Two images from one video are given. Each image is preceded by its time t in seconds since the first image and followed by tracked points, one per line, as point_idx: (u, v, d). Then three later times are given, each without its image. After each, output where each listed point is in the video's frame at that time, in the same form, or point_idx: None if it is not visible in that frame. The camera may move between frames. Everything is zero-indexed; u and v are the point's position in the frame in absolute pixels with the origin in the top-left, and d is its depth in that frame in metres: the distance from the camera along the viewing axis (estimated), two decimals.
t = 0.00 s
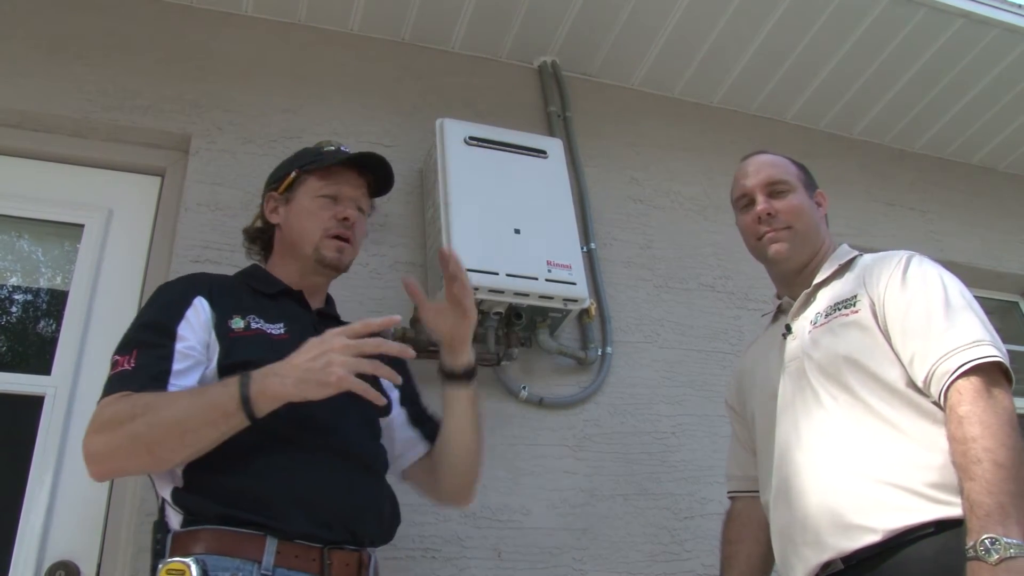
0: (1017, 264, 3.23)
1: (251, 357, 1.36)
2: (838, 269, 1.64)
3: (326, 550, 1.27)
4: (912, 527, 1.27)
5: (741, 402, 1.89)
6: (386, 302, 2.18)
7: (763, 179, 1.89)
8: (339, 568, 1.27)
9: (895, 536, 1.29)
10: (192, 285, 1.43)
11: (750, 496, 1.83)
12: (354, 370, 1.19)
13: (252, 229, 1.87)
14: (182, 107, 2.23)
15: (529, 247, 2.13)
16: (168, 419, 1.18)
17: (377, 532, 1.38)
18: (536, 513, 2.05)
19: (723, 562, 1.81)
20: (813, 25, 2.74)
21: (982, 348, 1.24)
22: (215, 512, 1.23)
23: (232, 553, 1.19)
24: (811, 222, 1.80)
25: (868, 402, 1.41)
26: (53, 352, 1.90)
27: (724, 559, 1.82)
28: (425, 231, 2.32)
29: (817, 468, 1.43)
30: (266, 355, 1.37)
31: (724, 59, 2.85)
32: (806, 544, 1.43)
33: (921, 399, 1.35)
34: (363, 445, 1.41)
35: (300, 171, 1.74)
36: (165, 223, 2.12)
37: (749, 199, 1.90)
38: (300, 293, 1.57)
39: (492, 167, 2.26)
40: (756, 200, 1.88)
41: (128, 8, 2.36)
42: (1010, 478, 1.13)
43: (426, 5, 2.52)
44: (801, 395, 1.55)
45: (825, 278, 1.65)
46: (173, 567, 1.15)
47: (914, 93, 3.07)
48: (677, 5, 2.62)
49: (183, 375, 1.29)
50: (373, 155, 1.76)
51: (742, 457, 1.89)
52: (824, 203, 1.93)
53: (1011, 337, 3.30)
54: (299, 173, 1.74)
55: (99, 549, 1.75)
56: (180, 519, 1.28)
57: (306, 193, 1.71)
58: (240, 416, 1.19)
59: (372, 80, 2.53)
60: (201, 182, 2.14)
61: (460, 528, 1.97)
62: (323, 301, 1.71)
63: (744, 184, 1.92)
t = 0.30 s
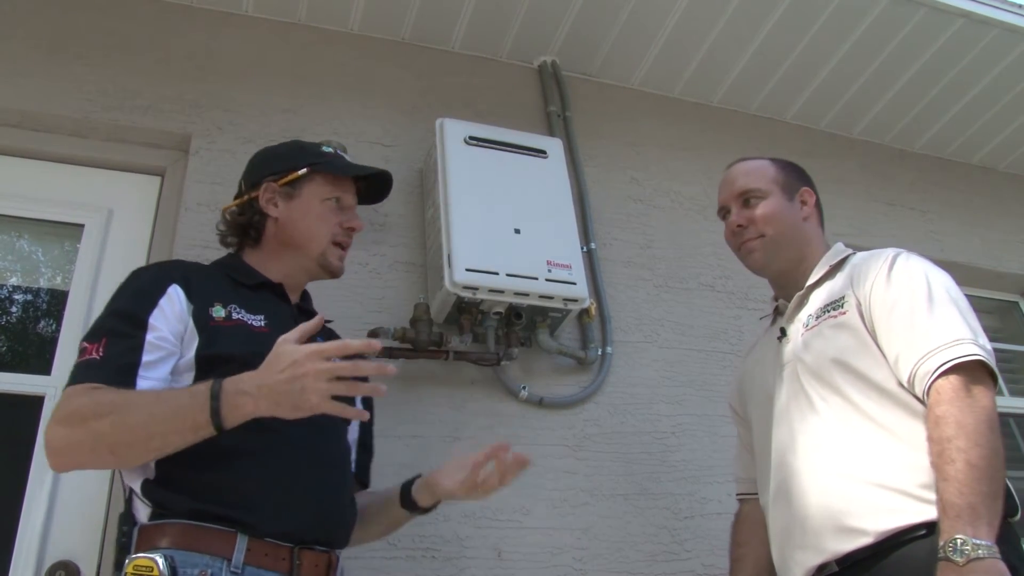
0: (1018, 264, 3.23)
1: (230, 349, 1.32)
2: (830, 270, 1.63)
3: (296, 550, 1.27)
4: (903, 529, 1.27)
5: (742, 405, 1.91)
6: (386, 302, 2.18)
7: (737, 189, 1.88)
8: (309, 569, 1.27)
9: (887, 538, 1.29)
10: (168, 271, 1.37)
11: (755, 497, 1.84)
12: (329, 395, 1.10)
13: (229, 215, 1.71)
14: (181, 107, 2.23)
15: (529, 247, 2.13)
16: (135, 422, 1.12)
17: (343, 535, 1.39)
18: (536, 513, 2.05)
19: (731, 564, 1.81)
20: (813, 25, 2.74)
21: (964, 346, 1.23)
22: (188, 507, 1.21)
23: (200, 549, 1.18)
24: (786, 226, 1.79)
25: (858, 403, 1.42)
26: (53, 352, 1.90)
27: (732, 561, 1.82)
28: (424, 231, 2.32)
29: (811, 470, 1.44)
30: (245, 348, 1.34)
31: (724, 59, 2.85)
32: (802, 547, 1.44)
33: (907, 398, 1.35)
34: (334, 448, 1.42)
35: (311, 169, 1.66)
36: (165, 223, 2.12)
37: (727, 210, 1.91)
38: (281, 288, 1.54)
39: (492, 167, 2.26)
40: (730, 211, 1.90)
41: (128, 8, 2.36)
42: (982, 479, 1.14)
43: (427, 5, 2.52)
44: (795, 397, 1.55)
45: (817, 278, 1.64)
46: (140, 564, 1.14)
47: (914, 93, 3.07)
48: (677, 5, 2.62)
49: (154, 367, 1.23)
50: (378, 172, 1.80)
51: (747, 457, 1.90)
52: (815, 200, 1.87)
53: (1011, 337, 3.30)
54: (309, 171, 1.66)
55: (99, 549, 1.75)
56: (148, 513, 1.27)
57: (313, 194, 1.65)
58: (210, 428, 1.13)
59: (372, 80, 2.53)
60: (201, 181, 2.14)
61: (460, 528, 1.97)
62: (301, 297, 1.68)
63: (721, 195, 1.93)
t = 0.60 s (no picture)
0: (1018, 263, 3.22)
1: (220, 345, 1.32)
2: (825, 269, 1.64)
3: (279, 549, 1.28)
4: (897, 530, 1.27)
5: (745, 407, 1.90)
6: (387, 302, 2.18)
7: (729, 193, 1.89)
8: (288, 569, 1.28)
9: (883, 538, 1.29)
10: (160, 257, 1.34)
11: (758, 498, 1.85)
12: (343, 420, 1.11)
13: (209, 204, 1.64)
14: (181, 107, 2.23)
15: (529, 247, 2.13)
16: (143, 420, 1.10)
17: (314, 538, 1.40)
18: (536, 513, 2.05)
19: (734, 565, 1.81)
20: (813, 25, 2.74)
21: (952, 343, 1.23)
22: (178, 501, 1.20)
23: (191, 545, 1.17)
24: (775, 229, 1.79)
25: (850, 402, 1.42)
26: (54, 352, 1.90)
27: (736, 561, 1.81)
28: (424, 231, 2.32)
29: (806, 471, 1.45)
30: (234, 344, 1.34)
31: (724, 59, 2.85)
32: (798, 549, 1.45)
33: (899, 396, 1.35)
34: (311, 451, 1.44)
35: (300, 170, 1.64)
36: (165, 222, 2.12)
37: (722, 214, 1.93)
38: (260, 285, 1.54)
39: (492, 167, 2.26)
40: (724, 214, 1.91)
41: (128, 8, 2.36)
42: (970, 477, 1.14)
43: (427, 5, 2.52)
44: (791, 397, 1.56)
45: (812, 278, 1.65)
46: (134, 560, 1.14)
47: (914, 92, 3.07)
48: (677, 5, 2.62)
49: (149, 355, 1.20)
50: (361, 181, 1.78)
51: (749, 457, 1.91)
52: (810, 199, 1.85)
53: (1011, 337, 3.30)
54: (297, 172, 1.64)
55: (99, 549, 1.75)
56: (130, 503, 1.24)
57: (299, 194, 1.64)
58: (220, 436, 1.12)
59: (372, 80, 2.53)
60: (201, 181, 2.14)
61: (459, 527, 1.97)
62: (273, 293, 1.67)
63: (717, 198, 1.94)
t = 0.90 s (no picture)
0: (1018, 263, 3.22)
1: (211, 342, 1.31)
2: (824, 267, 1.64)
3: (266, 548, 1.28)
4: (896, 530, 1.27)
5: (744, 407, 1.90)
6: (386, 301, 2.18)
7: (727, 193, 1.89)
8: (276, 568, 1.28)
9: (882, 537, 1.29)
10: (151, 252, 1.33)
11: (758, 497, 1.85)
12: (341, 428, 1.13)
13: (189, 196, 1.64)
14: (181, 107, 2.23)
15: (529, 246, 2.13)
16: (145, 420, 1.10)
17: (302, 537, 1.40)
18: (536, 512, 2.05)
19: (734, 564, 1.80)
20: (813, 25, 2.74)
21: (951, 341, 1.23)
22: (166, 500, 1.20)
23: (180, 545, 1.17)
24: (772, 228, 1.79)
25: (848, 401, 1.42)
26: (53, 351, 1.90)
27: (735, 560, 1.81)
28: (424, 231, 2.32)
29: (804, 470, 1.45)
30: (224, 341, 1.34)
31: (724, 58, 2.85)
32: (796, 548, 1.45)
33: (898, 394, 1.35)
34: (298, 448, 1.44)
35: (281, 163, 1.64)
36: (165, 221, 2.12)
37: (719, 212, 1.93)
38: (244, 282, 1.54)
39: (492, 166, 2.26)
40: (723, 214, 1.91)
41: (128, 8, 2.36)
42: (969, 474, 1.14)
43: (427, 5, 2.52)
44: (789, 396, 1.56)
45: (812, 277, 1.65)
46: (126, 560, 1.14)
47: (914, 92, 3.07)
48: (677, 4, 2.62)
49: (143, 351, 1.19)
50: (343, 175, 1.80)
51: (749, 457, 1.90)
52: (809, 198, 1.84)
53: (1011, 337, 3.30)
54: (279, 166, 1.64)
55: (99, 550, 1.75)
56: (116, 502, 1.24)
57: (281, 188, 1.63)
58: (220, 438, 1.13)
59: (372, 79, 2.53)
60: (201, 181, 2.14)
61: (459, 527, 1.97)
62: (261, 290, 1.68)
63: (717, 198, 1.94)
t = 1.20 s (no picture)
0: (1018, 263, 3.22)
1: (202, 345, 1.31)
2: (825, 267, 1.64)
3: (265, 547, 1.28)
4: (895, 528, 1.27)
5: (743, 406, 1.90)
6: (386, 301, 2.18)
7: (728, 193, 1.90)
8: (275, 567, 1.29)
9: (881, 536, 1.29)
10: (141, 259, 1.35)
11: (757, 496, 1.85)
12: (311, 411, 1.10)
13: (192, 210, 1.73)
14: (181, 107, 2.23)
15: (529, 246, 2.13)
16: (109, 419, 1.09)
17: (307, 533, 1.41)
18: (535, 512, 2.05)
19: (733, 564, 1.80)
20: (813, 25, 2.74)
21: (950, 338, 1.23)
22: (158, 499, 1.21)
23: (171, 544, 1.17)
24: (772, 228, 1.79)
25: (847, 399, 1.42)
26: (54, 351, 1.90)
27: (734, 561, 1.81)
28: (424, 231, 2.32)
29: (803, 468, 1.44)
30: (215, 344, 1.33)
31: (724, 58, 2.85)
32: (794, 546, 1.45)
33: (898, 392, 1.35)
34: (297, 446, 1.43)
35: (257, 159, 1.65)
36: (164, 221, 2.12)
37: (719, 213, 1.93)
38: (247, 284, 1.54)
39: (492, 166, 2.26)
40: (723, 214, 1.91)
41: (128, 8, 2.36)
42: (968, 471, 1.14)
43: (426, 5, 2.52)
44: (788, 395, 1.56)
45: (812, 277, 1.65)
46: (111, 560, 1.13)
47: (914, 92, 3.07)
48: (677, 4, 2.62)
49: (126, 357, 1.20)
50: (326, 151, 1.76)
51: (748, 456, 1.90)
52: (809, 198, 1.84)
53: (1012, 337, 3.30)
54: (255, 161, 1.65)
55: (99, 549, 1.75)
56: (113, 505, 1.26)
57: (261, 183, 1.64)
58: (187, 434, 1.12)
59: (372, 79, 2.53)
60: (201, 181, 2.14)
61: (459, 527, 1.97)
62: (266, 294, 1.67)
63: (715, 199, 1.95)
